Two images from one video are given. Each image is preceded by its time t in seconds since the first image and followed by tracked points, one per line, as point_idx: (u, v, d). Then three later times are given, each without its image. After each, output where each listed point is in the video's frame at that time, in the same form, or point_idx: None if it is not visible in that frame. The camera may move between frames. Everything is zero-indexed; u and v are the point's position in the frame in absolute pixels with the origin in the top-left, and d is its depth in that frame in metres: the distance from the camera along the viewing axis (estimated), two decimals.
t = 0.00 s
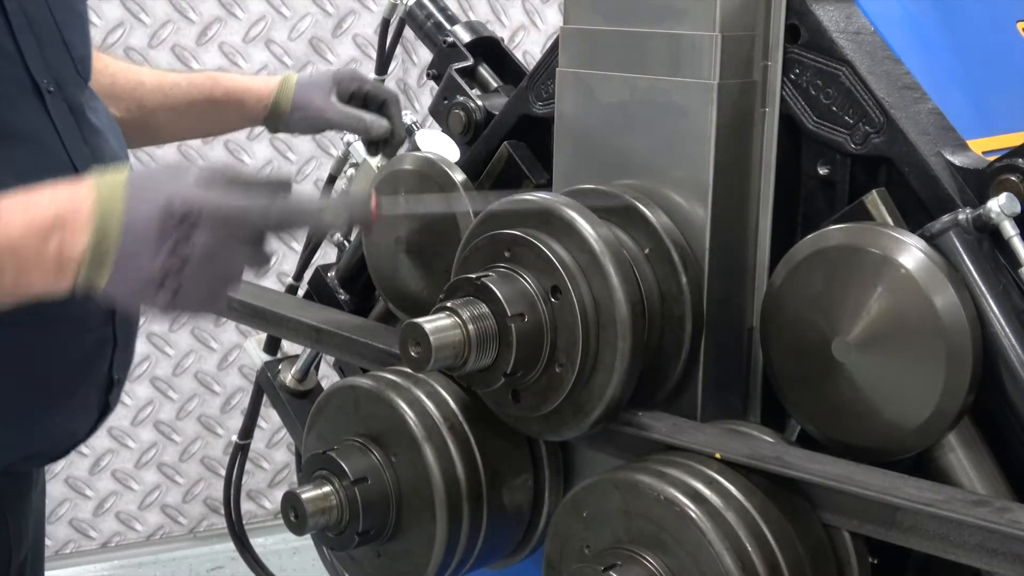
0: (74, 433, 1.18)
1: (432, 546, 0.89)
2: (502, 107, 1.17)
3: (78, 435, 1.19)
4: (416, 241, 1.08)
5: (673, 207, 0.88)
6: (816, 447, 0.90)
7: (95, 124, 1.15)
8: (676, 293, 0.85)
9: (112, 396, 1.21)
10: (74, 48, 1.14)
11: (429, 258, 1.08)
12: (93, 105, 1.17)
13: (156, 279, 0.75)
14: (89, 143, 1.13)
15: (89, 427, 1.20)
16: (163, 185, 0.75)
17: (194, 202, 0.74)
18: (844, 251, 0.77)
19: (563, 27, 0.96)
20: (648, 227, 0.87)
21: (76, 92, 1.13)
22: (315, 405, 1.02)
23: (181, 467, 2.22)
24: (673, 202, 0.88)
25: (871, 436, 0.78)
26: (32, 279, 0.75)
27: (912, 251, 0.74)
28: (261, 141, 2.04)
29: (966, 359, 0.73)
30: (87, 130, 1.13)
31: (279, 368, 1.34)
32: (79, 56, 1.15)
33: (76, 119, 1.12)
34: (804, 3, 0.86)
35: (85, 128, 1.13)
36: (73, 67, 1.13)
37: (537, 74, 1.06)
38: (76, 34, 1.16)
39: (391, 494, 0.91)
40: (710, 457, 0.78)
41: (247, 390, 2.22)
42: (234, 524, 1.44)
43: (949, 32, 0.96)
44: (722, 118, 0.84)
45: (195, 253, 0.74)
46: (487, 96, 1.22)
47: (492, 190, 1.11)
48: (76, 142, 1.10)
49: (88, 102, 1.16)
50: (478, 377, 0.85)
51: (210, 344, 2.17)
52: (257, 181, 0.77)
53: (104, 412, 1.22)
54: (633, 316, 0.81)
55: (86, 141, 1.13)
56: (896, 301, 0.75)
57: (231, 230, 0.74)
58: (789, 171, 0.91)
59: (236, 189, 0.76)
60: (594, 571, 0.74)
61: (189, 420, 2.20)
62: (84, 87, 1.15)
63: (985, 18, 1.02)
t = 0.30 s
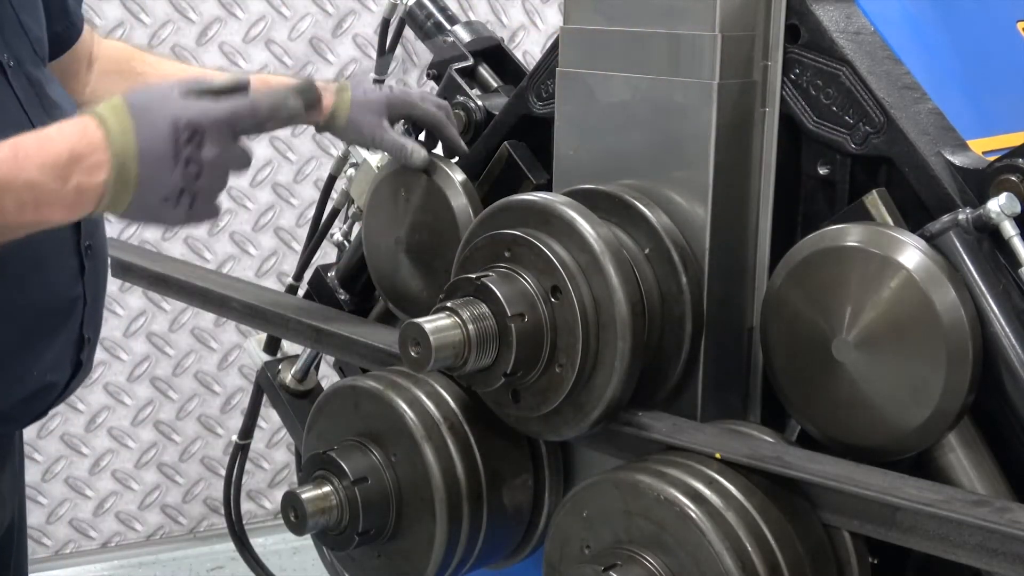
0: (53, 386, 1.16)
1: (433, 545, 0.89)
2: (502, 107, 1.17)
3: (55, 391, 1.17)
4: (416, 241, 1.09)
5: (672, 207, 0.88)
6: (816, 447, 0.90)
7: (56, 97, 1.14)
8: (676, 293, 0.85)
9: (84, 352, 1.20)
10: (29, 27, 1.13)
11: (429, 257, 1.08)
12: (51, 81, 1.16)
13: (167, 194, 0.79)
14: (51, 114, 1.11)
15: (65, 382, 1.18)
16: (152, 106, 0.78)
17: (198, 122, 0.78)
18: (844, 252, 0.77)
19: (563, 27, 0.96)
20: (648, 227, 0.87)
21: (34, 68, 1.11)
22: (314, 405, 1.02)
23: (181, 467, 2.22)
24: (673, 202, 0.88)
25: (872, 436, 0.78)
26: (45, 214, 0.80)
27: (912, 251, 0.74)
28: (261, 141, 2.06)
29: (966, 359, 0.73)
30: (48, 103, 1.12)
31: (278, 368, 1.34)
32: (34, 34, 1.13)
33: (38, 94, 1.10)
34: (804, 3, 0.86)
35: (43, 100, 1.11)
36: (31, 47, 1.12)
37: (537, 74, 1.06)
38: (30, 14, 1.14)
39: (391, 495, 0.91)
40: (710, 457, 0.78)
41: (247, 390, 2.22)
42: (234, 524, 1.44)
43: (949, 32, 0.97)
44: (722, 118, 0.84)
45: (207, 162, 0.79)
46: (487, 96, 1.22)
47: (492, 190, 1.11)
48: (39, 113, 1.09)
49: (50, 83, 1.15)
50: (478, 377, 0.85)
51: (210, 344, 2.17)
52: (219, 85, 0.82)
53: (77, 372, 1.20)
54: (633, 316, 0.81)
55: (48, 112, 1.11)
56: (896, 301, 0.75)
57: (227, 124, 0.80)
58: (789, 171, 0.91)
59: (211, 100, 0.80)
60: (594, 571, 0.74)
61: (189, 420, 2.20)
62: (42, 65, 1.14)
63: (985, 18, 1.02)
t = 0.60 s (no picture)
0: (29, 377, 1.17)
1: (432, 545, 0.89)
2: (501, 108, 1.17)
3: (32, 383, 1.19)
4: (416, 241, 1.09)
5: (673, 207, 0.88)
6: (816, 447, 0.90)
7: (39, 92, 1.16)
8: (676, 293, 0.85)
9: (61, 346, 1.21)
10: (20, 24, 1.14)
11: (428, 258, 1.08)
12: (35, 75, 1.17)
13: None
14: (34, 108, 1.14)
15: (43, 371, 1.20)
16: (3, 237, 0.86)
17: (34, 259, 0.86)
18: (845, 252, 0.77)
19: (563, 27, 0.95)
20: (648, 227, 0.87)
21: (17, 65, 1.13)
22: (314, 405, 1.02)
23: (181, 467, 2.22)
24: (673, 202, 0.88)
25: (872, 436, 0.78)
26: None
27: (912, 251, 0.74)
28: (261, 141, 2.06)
29: (966, 359, 0.73)
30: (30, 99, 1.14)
31: (279, 368, 1.34)
32: (24, 35, 1.14)
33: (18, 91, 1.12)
34: (804, 3, 0.86)
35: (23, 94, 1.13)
36: (17, 44, 1.13)
37: (537, 74, 1.06)
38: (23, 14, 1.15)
39: (391, 495, 0.91)
40: (710, 457, 0.77)
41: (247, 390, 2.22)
42: (234, 524, 1.44)
43: (950, 32, 0.96)
44: (722, 118, 0.84)
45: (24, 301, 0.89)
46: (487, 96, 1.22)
47: (492, 190, 1.11)
48: (18, 107, 1.11)
49: (37, 82, 1.17)
50: (478, 377, 0.85)
51: (210, 344, 2.17)
52: (71, 237, 0.90)
53: (54, 364, 1.22)
54: (633, 315, 0.81)
55: (31, 107, 1.14)
56: (896, 301, 0.75)
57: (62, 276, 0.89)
58: (789, 171, 0.91)
59: (57, 242, 0.88)
60: (594, 571, 0.74)
61: (189, 420, 2.20)
62: (29, 63, 1.15)
63: (985, 18, 1.02)
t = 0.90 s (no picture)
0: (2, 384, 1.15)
1: (432, 545, 0.89)
2: (501, 108, 1.17)
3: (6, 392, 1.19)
4: (416, 241, 1.09)
5: (673, 207, 0.88)
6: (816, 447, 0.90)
7: (25, 104, 1.16)
8: (676, 293, 0.85)
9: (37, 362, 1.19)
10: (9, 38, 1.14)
11: (427, 258, 1.08)
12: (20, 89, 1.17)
13: None
14: (16, 120, 1.14)
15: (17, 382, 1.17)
16: None
17: None
18: (844, 251, 0.77)
19: (563, 27, 0.95)
20: (648, 227, 0.87)
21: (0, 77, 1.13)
22: (314, 406, 1.02)
23: (180, 467, 2.22)
24: (674, 202, 0.88)
25: (871, 437, 0.78)
26: None
27: (912, 251, 0.74)
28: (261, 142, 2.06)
29: (966, 359, 0.73)
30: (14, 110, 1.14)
31: (279, 368, 1.34)
32: (9, 48, 1.14)
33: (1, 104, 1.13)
34: (804, 3, 0.86)
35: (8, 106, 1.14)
36: None
37: (537, 74, 1.06)
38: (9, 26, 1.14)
39: (391, 495, 0.91)
40: (710, 457, 0.77)
41: (247, 390, 2.23)
42: (234, 524, 1.44)
43: (950, 32, 0.96)
44: (722, 118, 0.84)
45: None
46: (487, 96, 1.22)
47: (492, 190, 1.11)
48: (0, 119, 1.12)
49: (21, 93, 1.17)
50: (478, 377, 0.85)
51: (210, 344, 2.17)
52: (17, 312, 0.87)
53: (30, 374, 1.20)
54: (633, 315, 0.81)
55: (13, 118, 1.14)
56: (896, 301, 0.75)
57: None
58: (789, 171, 0.91)
59: None
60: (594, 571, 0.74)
61: (189, 420, 2.20)
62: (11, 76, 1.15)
63: (985, 18, 1.02)
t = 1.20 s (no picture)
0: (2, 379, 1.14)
1: (432, 545, 0.89)
2: (501, 108, 1.17)
3: None
4: (416, 241, 1.09)
5: (673, 207, 0.88)
6: (816, 447, 0.90)
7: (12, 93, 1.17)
8: (676, 293, 0.85)
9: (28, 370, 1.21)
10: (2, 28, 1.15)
11: (427, 257, 1.08)
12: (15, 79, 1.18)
13: None
14: (13, 113, 1.15)
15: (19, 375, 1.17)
16: None
17: (29, 265, 0.98)
18: (845, 251, 0.77)
19: (563, 27, 0.96)
20: (648, 227, 0.87)
21: None
22: (314, 406, 1.02)
23: (180, 467, 2.22)
24: (674, 203, 0.88)
25: (872, 437, 0.78)
26: None
27: (912, 251, 0.74)
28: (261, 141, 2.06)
29: (966, 359, 0.73)
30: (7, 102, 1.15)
31: (279, 368, 1.34)
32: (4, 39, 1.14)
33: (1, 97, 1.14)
34: (804, 3, 0.86)
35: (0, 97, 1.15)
36: None
37: (537, 74, 1.06)
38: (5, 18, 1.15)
39: (391, 495, 0.91)
40: (710, 457, 0.77)
41: (247, 390, 2.23)
42: (234, 524, 1.44)
43: (949, 32, 0.96)
44: (722, 119, 0.84)
45: None
46: (487, 96, 1.22)
47: (492, 190, 1.11)
48: None
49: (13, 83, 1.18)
50: (479, 377, 0.85)
51: (210, 344, 2.17)
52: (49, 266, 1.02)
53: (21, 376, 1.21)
54: (633, 315, 0.81)
55: (10, 110, 1.15)
56: (896, 301, 0.75)
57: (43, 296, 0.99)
58: (789, 171, 0.91)
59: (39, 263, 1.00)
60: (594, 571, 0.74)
61: (189, 420, 2.20)
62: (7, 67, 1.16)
63: (985, 18, 1.02)
